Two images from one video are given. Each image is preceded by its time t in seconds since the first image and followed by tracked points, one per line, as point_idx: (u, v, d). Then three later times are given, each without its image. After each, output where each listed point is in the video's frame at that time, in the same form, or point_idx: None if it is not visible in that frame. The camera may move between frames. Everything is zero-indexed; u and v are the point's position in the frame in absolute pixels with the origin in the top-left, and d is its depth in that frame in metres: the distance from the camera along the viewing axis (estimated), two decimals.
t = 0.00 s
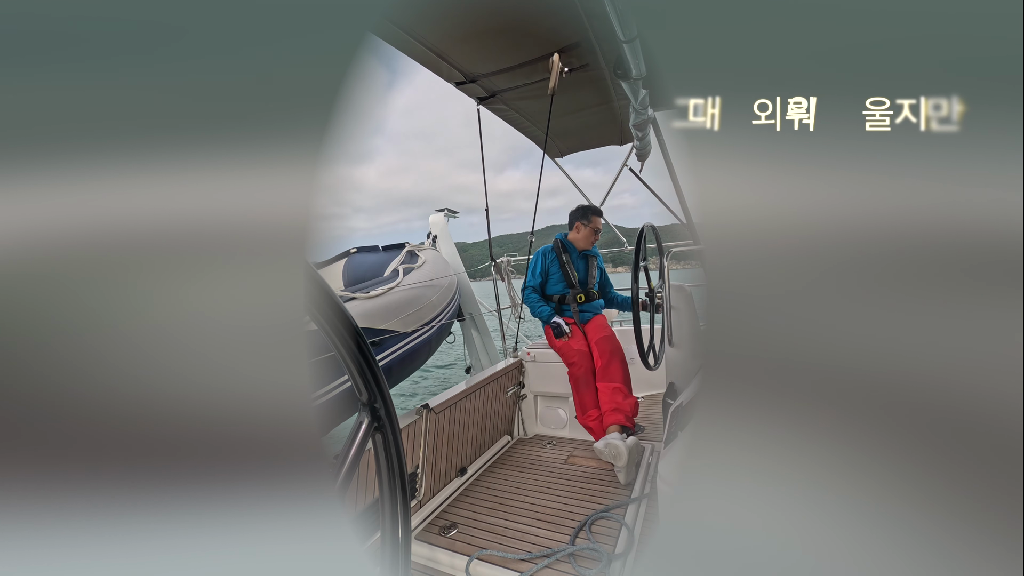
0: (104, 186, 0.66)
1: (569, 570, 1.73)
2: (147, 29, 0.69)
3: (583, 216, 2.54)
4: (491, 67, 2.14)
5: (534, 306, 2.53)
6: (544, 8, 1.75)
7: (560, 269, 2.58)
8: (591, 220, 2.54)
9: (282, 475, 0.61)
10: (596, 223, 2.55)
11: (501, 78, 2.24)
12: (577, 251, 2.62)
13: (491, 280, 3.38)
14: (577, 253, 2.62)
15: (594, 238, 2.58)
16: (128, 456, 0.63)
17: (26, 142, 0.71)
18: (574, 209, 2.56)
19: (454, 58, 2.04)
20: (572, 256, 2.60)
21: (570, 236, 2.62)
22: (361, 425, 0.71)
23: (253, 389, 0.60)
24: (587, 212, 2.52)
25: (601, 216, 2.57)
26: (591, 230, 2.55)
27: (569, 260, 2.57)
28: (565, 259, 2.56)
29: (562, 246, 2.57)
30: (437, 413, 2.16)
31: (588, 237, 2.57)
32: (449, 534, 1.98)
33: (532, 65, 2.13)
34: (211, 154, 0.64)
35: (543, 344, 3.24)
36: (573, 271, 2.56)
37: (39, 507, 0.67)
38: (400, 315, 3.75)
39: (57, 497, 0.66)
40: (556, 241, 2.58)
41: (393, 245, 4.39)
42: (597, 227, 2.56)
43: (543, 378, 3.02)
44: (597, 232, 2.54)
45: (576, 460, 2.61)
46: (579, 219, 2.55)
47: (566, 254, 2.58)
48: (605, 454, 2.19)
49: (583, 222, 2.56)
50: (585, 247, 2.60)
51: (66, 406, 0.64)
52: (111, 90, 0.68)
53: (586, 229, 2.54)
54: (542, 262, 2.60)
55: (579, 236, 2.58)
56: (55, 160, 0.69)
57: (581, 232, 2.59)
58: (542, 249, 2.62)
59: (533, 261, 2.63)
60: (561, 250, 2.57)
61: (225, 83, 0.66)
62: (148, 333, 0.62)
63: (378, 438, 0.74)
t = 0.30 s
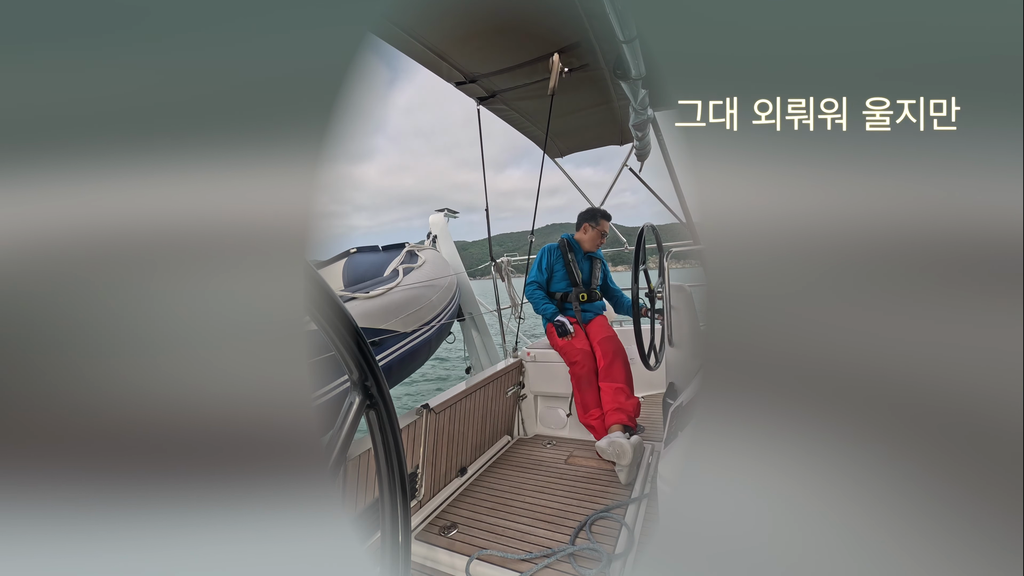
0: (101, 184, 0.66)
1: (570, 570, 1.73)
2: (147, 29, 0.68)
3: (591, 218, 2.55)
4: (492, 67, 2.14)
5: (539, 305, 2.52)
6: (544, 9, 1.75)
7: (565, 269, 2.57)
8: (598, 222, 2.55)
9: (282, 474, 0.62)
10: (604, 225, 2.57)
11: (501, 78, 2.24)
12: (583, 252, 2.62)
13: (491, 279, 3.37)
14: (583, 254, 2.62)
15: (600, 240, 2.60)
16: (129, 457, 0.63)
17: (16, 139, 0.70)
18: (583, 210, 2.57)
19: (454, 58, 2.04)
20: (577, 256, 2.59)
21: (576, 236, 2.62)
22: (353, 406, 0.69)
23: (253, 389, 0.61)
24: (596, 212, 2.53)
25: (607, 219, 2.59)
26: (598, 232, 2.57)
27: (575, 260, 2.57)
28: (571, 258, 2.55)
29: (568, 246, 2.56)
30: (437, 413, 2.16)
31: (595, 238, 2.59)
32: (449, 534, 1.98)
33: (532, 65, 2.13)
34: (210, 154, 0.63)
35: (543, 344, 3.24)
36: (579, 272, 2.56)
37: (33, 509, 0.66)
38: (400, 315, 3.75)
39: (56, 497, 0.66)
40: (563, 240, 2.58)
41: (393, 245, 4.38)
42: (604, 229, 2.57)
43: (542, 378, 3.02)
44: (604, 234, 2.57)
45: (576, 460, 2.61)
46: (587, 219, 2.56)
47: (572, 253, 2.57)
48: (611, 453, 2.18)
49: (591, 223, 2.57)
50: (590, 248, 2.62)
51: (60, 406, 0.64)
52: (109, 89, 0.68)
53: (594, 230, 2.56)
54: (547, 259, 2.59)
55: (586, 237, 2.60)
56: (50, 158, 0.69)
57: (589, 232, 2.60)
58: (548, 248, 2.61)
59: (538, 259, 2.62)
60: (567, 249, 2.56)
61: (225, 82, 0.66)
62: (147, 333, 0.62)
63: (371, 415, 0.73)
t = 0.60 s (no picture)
0: (100, 185, 0.66)
1: (570, 570, 1.73)
2: (146, 28, 0.68)
3: (591, 217, 2.54)
4: (492, 67, 2.14)
5: (539, 305, 2.54)
6: (544, 9, 1.75)
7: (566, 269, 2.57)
8: (599, 221, 2.54)
9: (283, 473, 0.62)
10: (605, 224, 2.55)
11: (501, 78, 2.24)
12: (584, 252, 2.62)
13: (492, 279, 3.37)
14: (584, 254, 2.61)
15: (601, 239, 2.59)
16: (129, 457, 0.63)
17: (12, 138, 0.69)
18: (583, 210, 2.57)
19: (454, 58, 2.04)
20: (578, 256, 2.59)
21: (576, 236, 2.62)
22: (355, 411, 0.70)
23: (252, 390, 0.60)
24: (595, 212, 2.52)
25: (608, 218, 2.58)
26: (598, 231, 2.56)
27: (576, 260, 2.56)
28: (572, 258, 2.54)
29: (569, 246, 2.56)
30: (437, 413, 2.16)
31: (595, 238, 2.59)
32: (449, 534, 1.98)
33: (533, 65, 2.13)
34: (209, 155, 0.63)
35: (543, 344, 3.24)
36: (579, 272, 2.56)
37: (34, 507, 0.66)
38: (400, 315, 3.75)
39: (54, 496, 0.66)
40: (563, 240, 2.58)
41: (393, 245, 4.38)
42: (605, 228, 2.56)
43: (543, 378, 3.02)
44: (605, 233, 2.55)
45: (576, 460, 2.61)
46: (587, 219, 2.56)
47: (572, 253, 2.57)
48: (604, 454, 2.19)
49: (591, 223, 2.56)
50: (590, 248, 2.61)
51: (61, 404, 0.64)
52: (109, 90, 0.68)
53: (594, 230, 2.55)
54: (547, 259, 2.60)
55: (586, 237, 2.60)
56: (46, 157, 0.68)
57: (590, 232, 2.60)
58: (549, 248, 2.61)
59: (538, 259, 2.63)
60: (567, 249, 2.56)
61: (226, 84, 0.67)
62: (146, 332, 0.62)
63: (373, 422, 0.73)
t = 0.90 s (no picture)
0: (100, 185, 0.66)
1: (570, 570, 1.73)
2: (147, 28, 0.69)
3: (592, 217, 2.54)
4: (492, 68, 2.15)
5: (539, 305, 2.54)
6: (544, 9, 1.75)
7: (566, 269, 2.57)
8: (600, 221, 2.54)
9: (284, 473, 0.62)
10: (605, 224, 2.55)
11: (501, 78, 2.24)
12: (584, 252, 2.62)
13: (492, 280, 3.37)
14: (584, 254, 2.61)
15: (602, 239, 2.59)
16: (130, 455, 0.63)
17: (13, 138, 0.69)
18: (584, 210, 2.57)
19: (454, 58, 2.04)
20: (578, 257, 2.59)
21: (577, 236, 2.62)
22: (355, 410, 0.70)
23: (251, 390, 0.60)
24: (596, 212, 2.52)
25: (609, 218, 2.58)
26: (599, 231, 2.56)
27: (575, 260, 2.56)
28: (572, 258, 2.55)
29: (569, 246, 2.57)
30: (437, 413, 2.16)
31: (597, 238, 2.59)
32: (449, 534, 1.98)
33: (533, 65, 2.13)
34: (209, 155, 0.63)
35: (543, 344, 3.24)
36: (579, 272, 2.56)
37: (35, 506, 0.66)
38: (400, 315, 3.75)
39: (55, 495, 0.66)
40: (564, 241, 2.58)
41: (393, 245, 4.38)
42: (606, 228, 2.56)
43: (543, 378, 3.02)
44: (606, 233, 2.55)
45: (576, 460, 2.61)
46: (587, 219, 2.55)
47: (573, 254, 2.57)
48: (608, 454, 2.19)
49: (592, 223, 2.56)
50: (591, 248, 2.61)
51: (61, 404, 0.64)
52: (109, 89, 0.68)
53: (594, 230, 2.55)
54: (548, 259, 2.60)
55: (587, 237, 2.59)
56: (46, 158, 0.68)
57: (590, 232, 2.60)
58: (549, 249, 2.61)
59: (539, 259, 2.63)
60: (568, 249, 2.56)
61: (227, 84, 0.67)
62: (146, 331, 0.62)
63: (373, 421, 0.73)
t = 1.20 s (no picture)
0: (98, 185, 0.65)
1: (570, 570, 1.73)
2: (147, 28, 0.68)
3: (594, 218, 2.53)
4: (492, 67, 2.14)
5: (539, 305, 2.54)
6: (544, 9, 1.75)
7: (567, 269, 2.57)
8: (600, 221, 2.53)
9: (284, 474, 0.62)
10: (606, 225, 2.54)
11: (501, 78, 2.24)
12: (584, 252, 2.62)
13: (492, 279, 3.37)
14: (585, 254, 2.61)
15: (604, 240, 2.58)
16: (129, 455, 0.63)
17: (11, 137, 0.69)
18: (585, 211, 2.56)
19: (454, 58, 2.04)
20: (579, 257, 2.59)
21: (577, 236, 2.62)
22: (355, 410, 0.70)
23: (251, 390, 0.60)
24: (596, 212, 2.51)
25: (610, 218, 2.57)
26: (599, 231, 2.55)
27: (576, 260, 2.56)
28: (573, 258, 2.55)
29: (570, 246, 2.56)
30: (437, 413, 2.16)
31: (598, 239, 2.59)
32: (449, 534, 1.98)
33: (533, 65, 2.13)
34: (209, 155, 0.63)
35: (543, 344, 3.24)
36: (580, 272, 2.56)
37: (33, 508, 0.66)
38: (400, 315, 3.75)
39: (54, 497, 0.66)
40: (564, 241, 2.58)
41: (393, 245, 4.38)
42: (607, 229, 2.55)
43: (543, 378, 3.02)
44: (608, 234, 2.54)
45: (576, 460, 2.61)
46: (588, 219, 2.55)
47: (574, 254, 2.57)
48: (609, 454, 2.19)
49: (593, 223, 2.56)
50: (591, 248, 2.61)
51: (61, 405, 0.64)
52: (109, 89, 0.68)
53: (594, 230, 2.55)
54: (548, 259, 2.60)
55: (588, 237, 2.59)
56: (45, 157, 0.68)
57: (591, 232, 2.59)
58: (550, 249, 2.61)
59: (539, 259, 2.63)
60: (569, 249, 2.56)
61: (228, 84, 0.67)
62: (147, 332, 0.62)
63: (373, 421, 0.73)
